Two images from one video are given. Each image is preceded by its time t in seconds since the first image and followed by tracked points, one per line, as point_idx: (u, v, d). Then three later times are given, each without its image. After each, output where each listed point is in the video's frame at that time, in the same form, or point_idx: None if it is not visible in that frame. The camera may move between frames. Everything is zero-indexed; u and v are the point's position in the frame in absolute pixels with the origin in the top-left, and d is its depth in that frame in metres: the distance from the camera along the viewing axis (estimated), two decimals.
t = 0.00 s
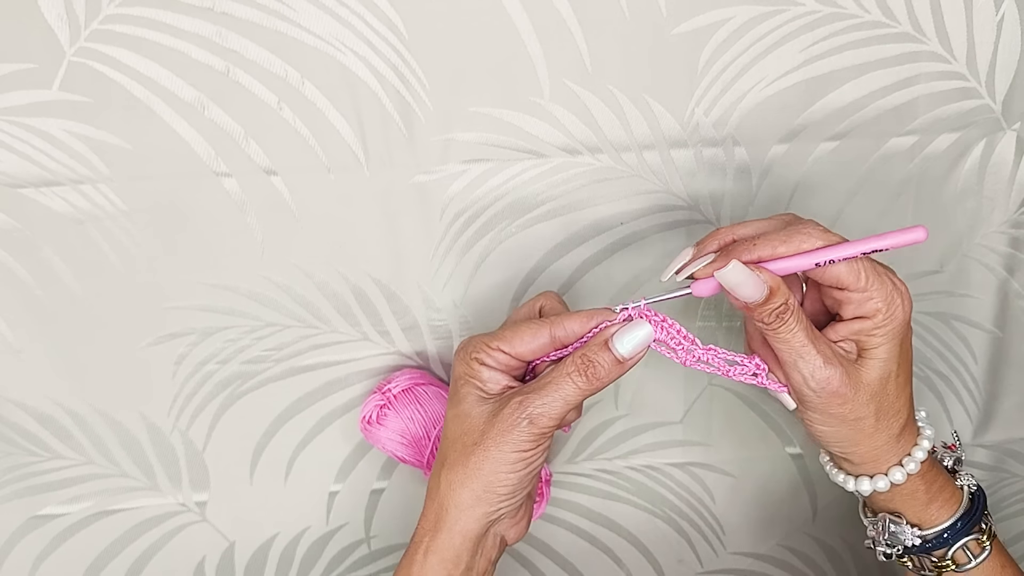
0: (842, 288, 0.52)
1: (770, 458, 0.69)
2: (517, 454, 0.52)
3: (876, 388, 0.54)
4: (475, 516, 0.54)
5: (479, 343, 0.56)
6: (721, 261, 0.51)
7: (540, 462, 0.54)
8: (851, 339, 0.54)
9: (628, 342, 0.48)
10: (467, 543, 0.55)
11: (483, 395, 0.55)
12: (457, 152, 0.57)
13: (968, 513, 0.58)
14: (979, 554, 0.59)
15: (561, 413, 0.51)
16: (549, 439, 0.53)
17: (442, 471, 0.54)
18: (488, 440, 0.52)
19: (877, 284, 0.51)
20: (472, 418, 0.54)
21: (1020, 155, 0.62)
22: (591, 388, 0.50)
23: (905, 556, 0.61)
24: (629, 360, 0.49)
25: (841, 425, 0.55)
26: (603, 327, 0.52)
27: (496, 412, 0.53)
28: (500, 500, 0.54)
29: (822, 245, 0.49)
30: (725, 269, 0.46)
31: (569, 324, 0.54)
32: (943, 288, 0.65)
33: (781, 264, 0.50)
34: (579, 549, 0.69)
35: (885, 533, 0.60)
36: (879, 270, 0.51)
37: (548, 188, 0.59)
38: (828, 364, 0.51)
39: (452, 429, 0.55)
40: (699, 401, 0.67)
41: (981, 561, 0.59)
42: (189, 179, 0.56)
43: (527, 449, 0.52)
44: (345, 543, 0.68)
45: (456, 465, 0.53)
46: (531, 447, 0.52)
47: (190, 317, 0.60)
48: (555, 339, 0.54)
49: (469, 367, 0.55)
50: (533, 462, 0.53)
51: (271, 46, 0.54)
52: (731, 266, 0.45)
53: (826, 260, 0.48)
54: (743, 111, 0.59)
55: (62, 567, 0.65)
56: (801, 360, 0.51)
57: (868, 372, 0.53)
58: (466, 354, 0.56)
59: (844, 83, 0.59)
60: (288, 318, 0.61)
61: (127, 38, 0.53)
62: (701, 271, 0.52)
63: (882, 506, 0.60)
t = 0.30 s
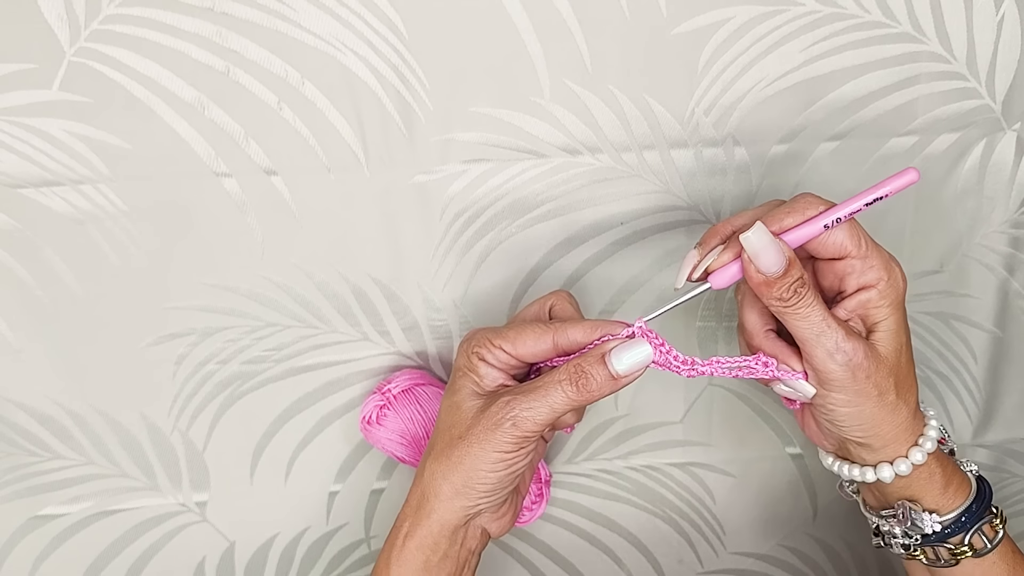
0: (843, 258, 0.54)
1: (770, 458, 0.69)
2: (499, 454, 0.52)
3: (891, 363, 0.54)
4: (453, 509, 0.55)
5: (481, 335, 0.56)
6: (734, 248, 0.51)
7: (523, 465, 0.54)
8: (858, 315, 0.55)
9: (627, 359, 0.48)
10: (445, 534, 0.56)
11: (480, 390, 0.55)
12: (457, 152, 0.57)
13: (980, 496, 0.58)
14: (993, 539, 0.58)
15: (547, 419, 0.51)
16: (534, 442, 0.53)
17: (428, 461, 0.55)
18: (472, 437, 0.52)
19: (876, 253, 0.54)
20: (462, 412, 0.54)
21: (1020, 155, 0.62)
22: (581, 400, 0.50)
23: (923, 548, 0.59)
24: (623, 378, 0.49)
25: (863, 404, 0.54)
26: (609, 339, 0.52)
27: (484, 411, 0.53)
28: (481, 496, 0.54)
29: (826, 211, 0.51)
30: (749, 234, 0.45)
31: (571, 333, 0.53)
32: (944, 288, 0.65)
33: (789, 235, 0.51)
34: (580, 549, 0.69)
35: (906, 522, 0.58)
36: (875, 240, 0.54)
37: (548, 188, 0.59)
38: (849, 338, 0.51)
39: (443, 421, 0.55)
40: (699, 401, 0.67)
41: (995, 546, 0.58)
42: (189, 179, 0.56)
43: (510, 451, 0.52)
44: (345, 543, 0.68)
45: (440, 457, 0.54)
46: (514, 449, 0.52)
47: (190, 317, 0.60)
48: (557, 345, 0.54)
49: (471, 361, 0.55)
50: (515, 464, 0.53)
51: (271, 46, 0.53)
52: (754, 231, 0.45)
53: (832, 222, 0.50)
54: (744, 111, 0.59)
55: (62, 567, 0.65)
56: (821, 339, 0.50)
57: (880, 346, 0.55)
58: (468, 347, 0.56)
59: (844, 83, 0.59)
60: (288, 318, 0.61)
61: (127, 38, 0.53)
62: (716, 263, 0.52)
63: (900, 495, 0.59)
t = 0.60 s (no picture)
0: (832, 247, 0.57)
1: (770, 458, 0.69)
2: (522, 456, 0.52)
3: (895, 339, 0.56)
4: (477, 513, 0.55)
5: (479, 335, 0.55)
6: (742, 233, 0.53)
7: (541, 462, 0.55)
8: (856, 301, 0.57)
9: (637, 353, 0.48)
10: (469, 535, 0.57)
11: (486, 396, 0.54)
12: (457, 152, 0.57)
13: (976, 488, 0.59)
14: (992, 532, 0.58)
15: (566, 420, 0.51)
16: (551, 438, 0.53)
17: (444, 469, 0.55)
18: (493, 446, 0.52)
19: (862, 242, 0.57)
20: (476, 421, 0.54)
21: (1020, 155, 0.62)
22: (599, 397, 0.50)
23: (930, 547, 0.58)
24: (637, 371, 0.49)
25: (873, 380, 0.54)
26: (615, 334, 0.52)
27: (499, 416, 0.53)
28: (503, 498, 0.55)
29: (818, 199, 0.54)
30: (762, 205, 0.48)
31: (576, 329, 0.53)
32: (944, 288, 0.65)
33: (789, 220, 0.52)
34: (580, 549, 0.69)
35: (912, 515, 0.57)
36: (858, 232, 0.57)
37: (547, 188, 0.59)
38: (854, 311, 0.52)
39: (452, 430, 0.55)
40: (699, 401, 0.67)
41: (995, 538, 0.58)
42: (189, 179, 0.56)
43: (532, 455, 0.53)
44: (345, 543, 0.68)
45: (460, 467, 0.54)
46: (536, 452, 0.52)
47: (190, 317, 0.60)
48: (560, 343, 0.53)
49: (472, 367, 0.54)
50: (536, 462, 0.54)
51: (272, 46, 0.54)
52: (766, 203, 0.48)
53: (828, 206, 0.52)
54: (743, 111, 0.59)
55: (62, 567, 0.65)
56: (829, 314, 0.51)
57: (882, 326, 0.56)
58: (468, 352, 0.55)
59: (844, 83, 0.59)
60: (288, 318, 0.61)
61: (127, 38, 0.53)
62: (727, 248, 0.53)
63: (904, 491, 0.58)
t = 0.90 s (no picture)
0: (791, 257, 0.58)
1: (770, 458, 0.69)
2: (519, 429, 0.53)
3: (860, 330, 0.56)
4: (482, 491, 0.56)
5: (467, 318, 0.56)
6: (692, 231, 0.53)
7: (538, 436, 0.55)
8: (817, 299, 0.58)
9: (604, 309, 0.49)
10: (478, 516, 0.57)
11: (480, 376, 0.55)
12: (457, 152, 0.57)
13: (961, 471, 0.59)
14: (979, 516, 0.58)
15: (560, 387, 0.52)
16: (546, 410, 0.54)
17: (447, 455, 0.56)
18: (489, 427, 0.53)
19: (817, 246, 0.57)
20: (473, 403, 0.54)
21: (1020, 155, 0.62)
22: (580, 362, 0.51)
23: (916, 530, 0.58)
24: (609, 326, 0.49)
25: (842, 365, 0.55)
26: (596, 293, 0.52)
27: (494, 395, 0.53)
28: (505, 473, 0.55)
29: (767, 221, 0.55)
30: (700, 224, 0.48)
31: (564, 296, 0.53)
32: (943, 288, 0.65)
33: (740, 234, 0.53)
34: (580, 549, 0.69)
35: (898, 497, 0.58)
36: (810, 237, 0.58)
37: (548, 188, 0.59)
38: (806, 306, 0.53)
39: (452, 415, 0.55)
40: (699, 401, 0.67)
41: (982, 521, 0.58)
42: (189, 179, 0.56)
43: (529, 431, 0.53)
44: (345, 543, 0.68)
45: (461, 448, 0.55)
46: (534, 429, 0.53)
47: (190, 317, 0.60)
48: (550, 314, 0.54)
49: (465, 348, 0.54)
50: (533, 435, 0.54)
51: (272, 46, 0.54)
52: (703, 220, 0.48)
53: (781, 229, 0.53)
54: (743, 111, 0.59)
55: (62, 567, 0.65)
56: (784, 310, 0.52)
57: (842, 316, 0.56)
58: (461, 334, 0.55)
59: (844, 83, 0.59)
60: (288, 318, 0.61)
61: (127, 38, 0.53)
62: (666, 243, 0.54)
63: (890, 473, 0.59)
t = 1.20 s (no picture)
0: (811, 245, 0.57)
1: (770, 458, 0.69)
2: (495, 416, 0.53)
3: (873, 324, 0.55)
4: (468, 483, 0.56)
5: (462, 312, 0.55)
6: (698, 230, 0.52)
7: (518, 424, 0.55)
8: (836, 289, 0.57)
9: (539, 279, 0.48)
10: (467, 510, 0.57)
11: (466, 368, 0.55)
12: (457, 152, 0.57)
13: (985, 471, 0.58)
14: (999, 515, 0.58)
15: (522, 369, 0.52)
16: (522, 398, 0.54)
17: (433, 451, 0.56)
18: (467, 422, 0.53)
19: (840, 232, 0.56)
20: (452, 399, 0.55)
21: (1020, 155, 0.62)
22: (537, 339, 0.50)
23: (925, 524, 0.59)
24: (547, 292, 0.48)
25: (855, 364, 0.54)
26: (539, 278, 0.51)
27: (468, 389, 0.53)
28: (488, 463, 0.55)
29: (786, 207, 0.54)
30: (707, 224, 0.48)
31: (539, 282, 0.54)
32: (944, 288, 0.65)
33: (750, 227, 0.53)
34: (580, 550, 0.69)
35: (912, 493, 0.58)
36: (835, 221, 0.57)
37: (548, 188, 0.59)
38: (822, 306, 0.52)
39: (439, 412, 0.56)
40: (699, 401, 0.67)
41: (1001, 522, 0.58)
42: (189, 179, 0.56)
43: (507, 422, 0.54)
44: (345, 543, 0.68)
45: (444, 440, 0.55)
46: (510, 420, 0.54)
47: (190, 317, 0.60)
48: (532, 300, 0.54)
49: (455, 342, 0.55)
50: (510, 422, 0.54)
51: (271, 46, 0.54)
52: (709, 222, 0.47)
53: (793, 219, 0.52)
54: (743, 111, 0.59)
55: (61, 567, 0.65)
56: (795, 311, 0.51)
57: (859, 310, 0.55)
58: (452, 327, 0.55)
59: (844, 83, 0.59)
60: (288, 318, 0.61)
61: (127, 38, 0.53)
62: (677, 243, 0.53)
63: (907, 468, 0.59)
